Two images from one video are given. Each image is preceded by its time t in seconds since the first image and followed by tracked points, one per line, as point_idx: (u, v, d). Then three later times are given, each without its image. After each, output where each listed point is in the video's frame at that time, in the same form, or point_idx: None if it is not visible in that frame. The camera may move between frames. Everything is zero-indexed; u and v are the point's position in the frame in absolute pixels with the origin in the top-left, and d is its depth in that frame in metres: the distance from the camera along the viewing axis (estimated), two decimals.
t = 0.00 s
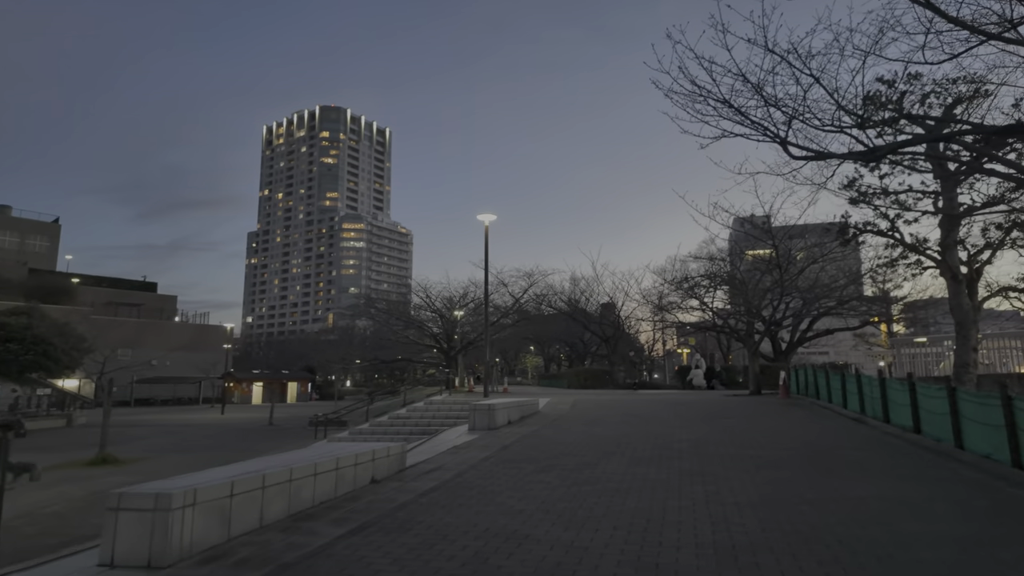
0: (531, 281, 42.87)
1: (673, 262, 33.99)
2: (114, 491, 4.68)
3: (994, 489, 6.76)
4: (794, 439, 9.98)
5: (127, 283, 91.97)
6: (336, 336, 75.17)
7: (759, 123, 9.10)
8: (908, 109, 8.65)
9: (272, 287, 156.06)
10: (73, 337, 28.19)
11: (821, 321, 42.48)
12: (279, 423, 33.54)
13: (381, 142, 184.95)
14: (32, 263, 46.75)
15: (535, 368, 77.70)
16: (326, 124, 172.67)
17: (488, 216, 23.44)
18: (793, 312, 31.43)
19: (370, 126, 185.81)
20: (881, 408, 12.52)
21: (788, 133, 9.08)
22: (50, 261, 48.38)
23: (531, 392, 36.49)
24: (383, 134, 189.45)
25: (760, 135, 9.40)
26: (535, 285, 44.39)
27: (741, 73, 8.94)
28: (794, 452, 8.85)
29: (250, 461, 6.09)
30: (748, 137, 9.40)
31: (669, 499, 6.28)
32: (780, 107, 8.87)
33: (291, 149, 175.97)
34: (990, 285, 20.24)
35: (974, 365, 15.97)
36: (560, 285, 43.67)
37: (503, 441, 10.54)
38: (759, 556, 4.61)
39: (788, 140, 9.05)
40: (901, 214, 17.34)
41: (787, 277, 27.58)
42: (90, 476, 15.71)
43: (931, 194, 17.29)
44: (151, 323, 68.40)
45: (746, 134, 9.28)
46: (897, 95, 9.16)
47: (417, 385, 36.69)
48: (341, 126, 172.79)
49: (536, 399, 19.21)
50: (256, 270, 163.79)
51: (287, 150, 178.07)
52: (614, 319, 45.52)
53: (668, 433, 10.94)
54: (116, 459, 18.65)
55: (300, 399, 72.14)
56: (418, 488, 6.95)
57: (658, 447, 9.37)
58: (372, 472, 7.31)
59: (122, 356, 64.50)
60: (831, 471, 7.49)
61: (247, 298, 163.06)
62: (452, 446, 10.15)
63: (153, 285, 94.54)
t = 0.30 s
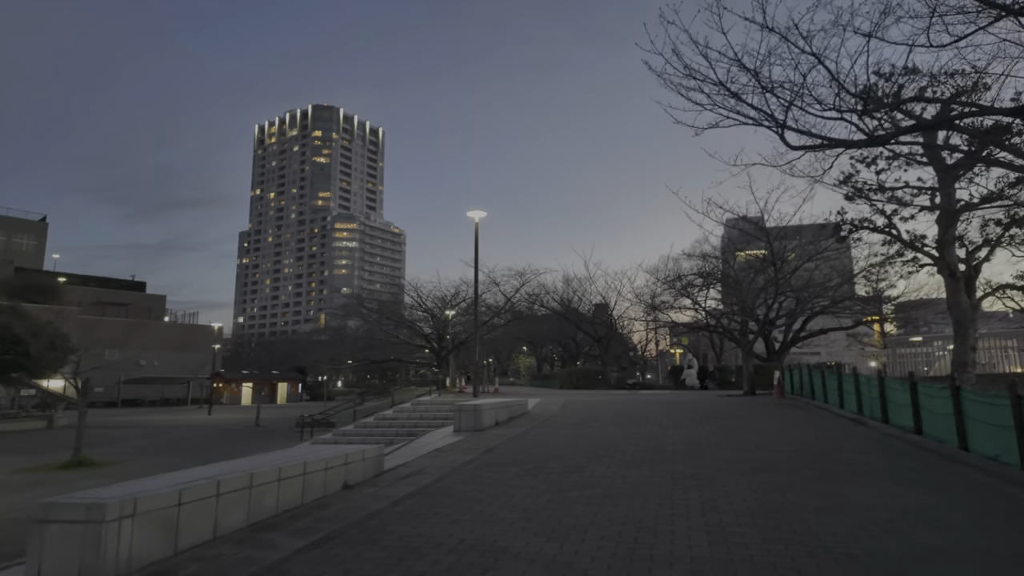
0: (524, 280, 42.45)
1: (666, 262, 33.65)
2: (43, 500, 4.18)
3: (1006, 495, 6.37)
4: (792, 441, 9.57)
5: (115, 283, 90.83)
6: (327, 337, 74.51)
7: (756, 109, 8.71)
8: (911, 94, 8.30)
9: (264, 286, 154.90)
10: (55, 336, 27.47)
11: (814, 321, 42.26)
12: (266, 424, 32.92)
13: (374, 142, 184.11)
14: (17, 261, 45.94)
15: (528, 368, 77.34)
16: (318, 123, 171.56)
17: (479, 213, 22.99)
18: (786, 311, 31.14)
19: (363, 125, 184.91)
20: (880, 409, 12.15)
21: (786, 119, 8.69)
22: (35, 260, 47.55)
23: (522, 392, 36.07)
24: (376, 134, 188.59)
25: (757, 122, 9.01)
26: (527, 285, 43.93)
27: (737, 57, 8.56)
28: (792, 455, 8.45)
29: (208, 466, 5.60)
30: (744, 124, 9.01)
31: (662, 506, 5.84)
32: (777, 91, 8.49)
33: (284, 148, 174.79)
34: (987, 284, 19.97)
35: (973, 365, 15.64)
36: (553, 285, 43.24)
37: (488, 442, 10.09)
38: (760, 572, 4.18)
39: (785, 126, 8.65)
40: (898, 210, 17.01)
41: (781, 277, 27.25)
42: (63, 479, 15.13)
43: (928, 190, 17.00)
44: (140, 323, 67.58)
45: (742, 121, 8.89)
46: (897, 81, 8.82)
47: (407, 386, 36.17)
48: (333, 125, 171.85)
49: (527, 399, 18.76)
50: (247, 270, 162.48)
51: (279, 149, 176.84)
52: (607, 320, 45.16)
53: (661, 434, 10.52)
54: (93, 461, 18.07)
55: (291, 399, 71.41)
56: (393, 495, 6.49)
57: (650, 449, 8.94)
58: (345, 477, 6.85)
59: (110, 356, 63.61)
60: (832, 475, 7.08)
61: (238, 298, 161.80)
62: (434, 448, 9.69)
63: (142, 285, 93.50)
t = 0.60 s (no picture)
0: (515, 279, 41.90)
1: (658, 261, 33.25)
2: None
3: None
4: (792, 449, 9.12)
5: (101, 281, 89.58)
6: (316, 336, 73.66)
7: (756, 96, 8.28)
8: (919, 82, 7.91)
9: (253, 285, 153.42)
10: (31, 336, 26.68)
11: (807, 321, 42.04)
12: (251, 426, 32.22)
13: (365, 140, 183.20)
14: None
15: (519, 368, 76.67)
16: (309, 121, 170.11)
17: (469, 210, 22.44)
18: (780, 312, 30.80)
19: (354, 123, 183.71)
20: (880, 414, 11.74)
21: (788, 107, 8.27)
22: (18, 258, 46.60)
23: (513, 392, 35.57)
24: (367, 132, 187.36)
25: (757, 111, 8.59)
26: (518, 284, 43.35)
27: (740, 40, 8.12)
28: (794, 465, 7.99)
29: (155, 485, 5.04)
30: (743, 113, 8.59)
31: (658, 527, 5.37)
32: (779, 78, 8.07)
33: (274, 146, 173.45)
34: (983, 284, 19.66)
35: (972, 367, 15.26)
36: (545, 285, 42.68)
37: (473, 450, 9.57)
38: None
39: (788, 114, 8.23)
40: (896, 209, 16.66)
41: (776, 276, 26.85)
42: (30, 486, 14.47)
43: (927, 188, 16.63)
44: (126, 323, 66.64)
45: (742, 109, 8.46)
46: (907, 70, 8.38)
47: (396, 387, 35.56)
48: (324, 123, 170.63)
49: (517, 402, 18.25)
50: (236, 268, 160.95)
51: (269, 147, 175.18)
52: (598, 319, 44.69)
53: (654, 441, 10.05)
54: (65, 467, 17.37)
55: (279, 400, 70.61)
56: (365, 514, 5.96)
57: (643, 459, 8.44)
58: (314, 493, 6.30)
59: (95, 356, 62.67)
60: (837, 489, 6.65)
61: (227, 297, 160.27)
62: (416, 457, 9.17)
63: (129, 283, 92.36)
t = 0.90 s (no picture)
0: (514, 278, 41.42)
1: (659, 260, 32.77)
2: None
3: None
4: (805, 452, 8.63)
5: (98, 280, 89.07)
6: (314, 336, 73.15)
7: (770, 76, 7.80)
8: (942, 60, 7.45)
9: (252, 285, 152.75)
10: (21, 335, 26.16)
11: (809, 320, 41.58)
12: (245, 427, 31.70)
13: (365, 139, 182.84)
14: None
15: (518, 368, 76.13)
16: (308, 120, 169.76)
17: (466, 206, 21.94)
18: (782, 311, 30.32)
19: (353, 123, 183.26)
20: (894, 415, 11.25)
21: (803, 87, 7.78)
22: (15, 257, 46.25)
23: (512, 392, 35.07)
24: (366, 132, 186.89)
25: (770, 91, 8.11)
26: (518, 283, 42.82)
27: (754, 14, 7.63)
28: (808, 469, 7.51)
29: (109, 496, 4.52)
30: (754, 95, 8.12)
31: (667, 541, 4.88)
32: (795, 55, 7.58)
33: (273, 146, 173.00)
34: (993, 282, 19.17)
35: (985, 366, 14.78)
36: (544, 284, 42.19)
37: (468, 453, 9.07)
38: None
39: (803, 94, 7.75)
40: (906, 202, 16.21)
41: (780, 273, 26.30)
42: (10, 489, 13.97)
43: (938, 183, 16.15)
44: (123, 322, 66.28)
45: (754, 90, 7.97)
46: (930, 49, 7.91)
47: (394, 387, 35.04)
48: (323, 122, 170.17)
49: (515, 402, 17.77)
50: (235, 268, 160.37)
51: (268, 147, 174.57)
52: (598, 319, 44.21)
53: (658, 443, 9.56)
54: (49, 468, 16.84)
55: (277, 399, 70.11)
56: (346, 525, 5.48)
57: (647, 463, 7.96)
58: (291, 501, 5.81)
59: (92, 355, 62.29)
60: (857, 497, 6.17)
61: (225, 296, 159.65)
62: (407, 460, 8.68)
63: (127, 282, 91.87)
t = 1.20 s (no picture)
0: (512, 278, 41.02)
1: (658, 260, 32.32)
2: None
3: None
4: (813, 461, 8.19)
5: (93, 280, 88.59)
6: (311, 337, 72.66)
7: (780, 59, 7.51)
8: (957, 45, 7.19)
9: (249, 285, 152.10)
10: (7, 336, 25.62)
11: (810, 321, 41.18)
12: (238, 429, 31.22)
13: (363, 139, 182.47)
14: None
15: (516, 368, 75.63)
16: (306, 120, 169.32)
17: (462, 204, 21.50)
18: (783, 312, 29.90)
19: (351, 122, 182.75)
20: (903, 420, 10.81)
21: (814, 70, 7.47)
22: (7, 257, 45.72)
23: (509, 394, 34.66)
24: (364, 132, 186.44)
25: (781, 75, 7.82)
26: (516, 283, 42.32)
27: None
28: (820, 481, 7.08)
29: (48, 522, 4.05)
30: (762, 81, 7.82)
31: (671, 567, 4.44)
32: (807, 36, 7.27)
33: (270, 146, 172.51)
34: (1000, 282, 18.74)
35: (994, 369, 14.38)
36: (542, 284, 41.77)
37: (460, 462, 8.63)
38: None
39: (815, 77, 7.45)
40: (912, 201, 15.75)
41: (782, 273, 25.84)
42: None
43: (944, 180, 15.74)
44: (119, 322, 65.81)
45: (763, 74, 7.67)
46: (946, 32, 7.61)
47: (389, 389, 34.56)
48: (321, 122, 169.74)
49: (512, 405, 17.35)
50: (233, 268, 159.73)
51: (266, 147, 174.02)
52: (596, 319, 43.79)
53: (659, 451, 9.13)
54: (32, 474, 16.38)
55: (273, 400, 69.60)
56: (322, 548, 5.02)
57: (649, 473, 7.53)
58: (263, 519, 5.35)
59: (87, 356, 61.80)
60: (874, 517, 5.74)
61: (223, 297, 159.03)
62: (396, 470, 8.24)
63: (122, 282, 91.35)
